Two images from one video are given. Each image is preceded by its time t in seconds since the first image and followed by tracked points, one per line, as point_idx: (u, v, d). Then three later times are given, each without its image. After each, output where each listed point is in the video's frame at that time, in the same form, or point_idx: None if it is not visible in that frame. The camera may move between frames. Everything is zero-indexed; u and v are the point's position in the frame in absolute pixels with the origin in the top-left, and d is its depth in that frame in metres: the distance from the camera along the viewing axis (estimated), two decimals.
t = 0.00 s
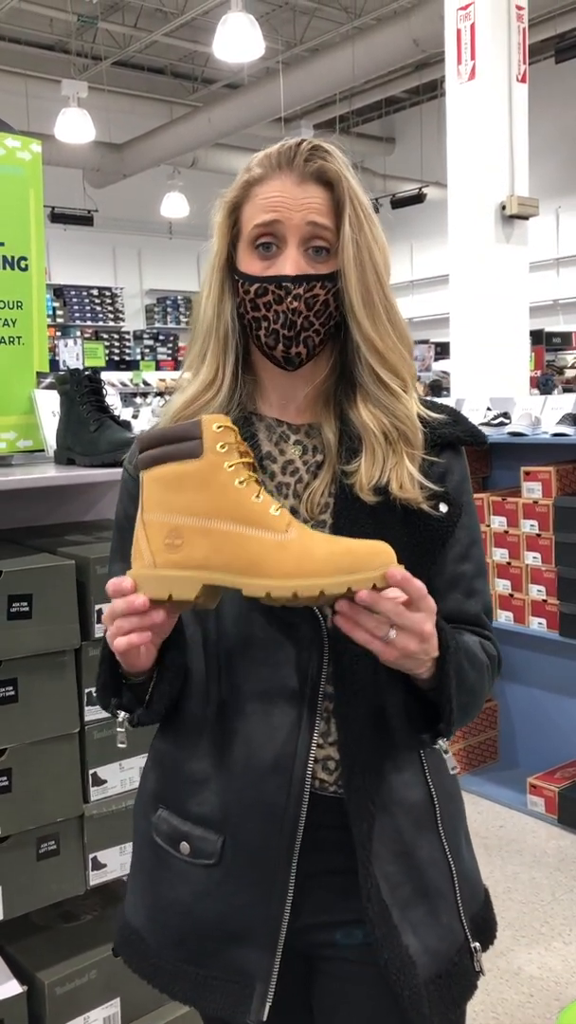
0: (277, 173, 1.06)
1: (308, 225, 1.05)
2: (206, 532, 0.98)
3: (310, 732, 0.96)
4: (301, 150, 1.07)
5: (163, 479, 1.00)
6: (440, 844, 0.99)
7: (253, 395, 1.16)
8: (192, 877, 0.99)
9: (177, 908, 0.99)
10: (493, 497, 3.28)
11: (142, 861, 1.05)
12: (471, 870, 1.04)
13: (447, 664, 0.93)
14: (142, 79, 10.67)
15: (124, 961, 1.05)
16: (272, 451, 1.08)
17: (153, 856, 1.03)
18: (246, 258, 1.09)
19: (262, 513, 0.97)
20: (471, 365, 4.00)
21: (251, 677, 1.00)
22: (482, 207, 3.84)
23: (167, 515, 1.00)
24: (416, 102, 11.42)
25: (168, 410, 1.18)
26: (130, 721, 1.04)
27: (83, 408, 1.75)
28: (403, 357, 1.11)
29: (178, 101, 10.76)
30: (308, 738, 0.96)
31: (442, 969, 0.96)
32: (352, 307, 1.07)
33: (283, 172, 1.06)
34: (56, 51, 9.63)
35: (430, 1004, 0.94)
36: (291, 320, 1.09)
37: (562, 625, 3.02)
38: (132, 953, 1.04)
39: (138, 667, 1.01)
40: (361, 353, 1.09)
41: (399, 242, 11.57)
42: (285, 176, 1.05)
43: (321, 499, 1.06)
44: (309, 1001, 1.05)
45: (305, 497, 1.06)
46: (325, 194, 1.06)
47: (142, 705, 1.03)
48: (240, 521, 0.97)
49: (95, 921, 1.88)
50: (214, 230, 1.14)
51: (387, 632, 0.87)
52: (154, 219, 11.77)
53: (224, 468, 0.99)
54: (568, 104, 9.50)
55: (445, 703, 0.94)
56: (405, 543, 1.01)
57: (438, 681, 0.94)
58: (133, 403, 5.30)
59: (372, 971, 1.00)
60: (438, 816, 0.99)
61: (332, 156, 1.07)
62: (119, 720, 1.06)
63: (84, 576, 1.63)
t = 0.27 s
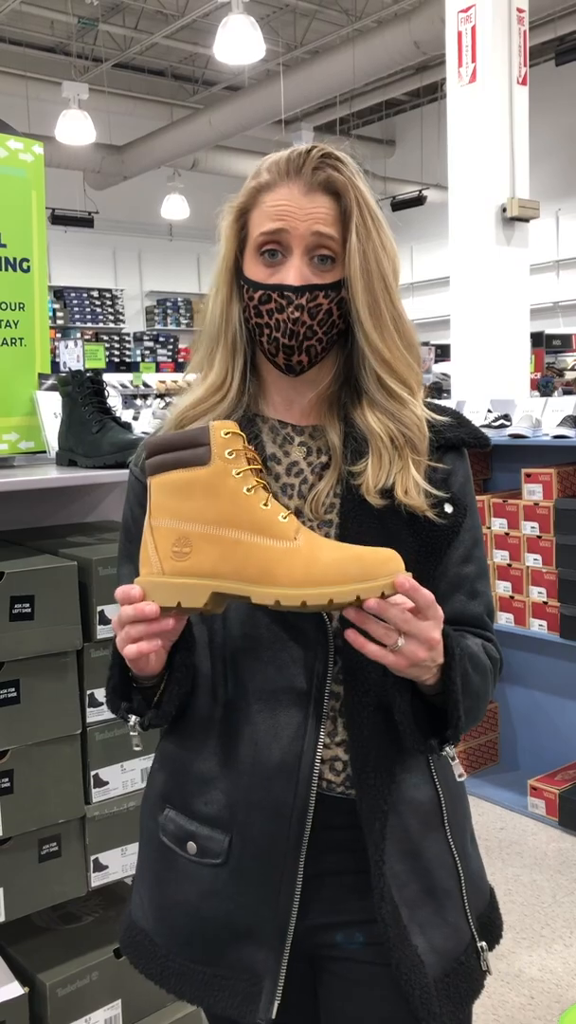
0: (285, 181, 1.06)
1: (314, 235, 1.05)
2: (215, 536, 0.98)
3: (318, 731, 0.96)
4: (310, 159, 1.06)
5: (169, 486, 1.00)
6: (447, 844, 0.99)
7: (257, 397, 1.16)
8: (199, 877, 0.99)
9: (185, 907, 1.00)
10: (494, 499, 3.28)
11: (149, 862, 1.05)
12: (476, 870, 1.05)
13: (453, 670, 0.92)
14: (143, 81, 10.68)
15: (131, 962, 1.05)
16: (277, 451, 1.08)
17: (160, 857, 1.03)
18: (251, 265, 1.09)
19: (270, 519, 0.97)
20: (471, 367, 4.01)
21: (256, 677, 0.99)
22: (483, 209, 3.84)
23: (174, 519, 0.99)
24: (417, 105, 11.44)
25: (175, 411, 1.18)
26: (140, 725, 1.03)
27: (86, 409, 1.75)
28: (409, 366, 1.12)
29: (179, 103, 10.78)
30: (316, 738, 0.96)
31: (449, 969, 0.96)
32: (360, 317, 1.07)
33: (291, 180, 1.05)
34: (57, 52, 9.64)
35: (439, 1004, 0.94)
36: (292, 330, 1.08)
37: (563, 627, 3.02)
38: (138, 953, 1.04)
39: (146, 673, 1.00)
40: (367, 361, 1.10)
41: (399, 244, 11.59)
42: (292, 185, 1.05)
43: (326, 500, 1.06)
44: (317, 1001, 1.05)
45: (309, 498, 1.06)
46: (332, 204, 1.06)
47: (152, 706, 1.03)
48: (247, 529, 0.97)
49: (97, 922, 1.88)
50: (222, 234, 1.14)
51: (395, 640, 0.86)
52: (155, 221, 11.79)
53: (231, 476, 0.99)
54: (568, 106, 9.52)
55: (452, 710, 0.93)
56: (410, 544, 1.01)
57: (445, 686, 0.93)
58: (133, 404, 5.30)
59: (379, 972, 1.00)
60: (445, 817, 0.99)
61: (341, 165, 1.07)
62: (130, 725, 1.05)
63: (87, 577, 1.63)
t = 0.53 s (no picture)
0: (290, 188, 1.06)
1: (322, 241, 1.05)
2: (219, 533, 0.98)
3: (322, 732, 0.96)
4: (314, 165, 1.06)
5: (175, 483, 1.01)
6: (451, 845, 0.99)
7: (264, 401, 1.16)
8: (202, 877, 0.99)
9: (189, 907, 1.00)
10: (494, 501, 3.28)
11: (153, 862, 1.05)
12: (480, 871, 1.04)
13: (455, 672, 0.92)
14: (143, 82, 10.69)
15: (134, 961, 1.05)
16: (282, 452, 1.09)
17: (164, 856, 1.03)
18: (258, 272, 1.09)
19: (273, 517, 0.97)
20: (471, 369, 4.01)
21: (262, 676, 1.00)
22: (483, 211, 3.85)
23: (179, 518, 1.00)
24: (416, 106, 11.45)
25: (180, 415, 1.18)
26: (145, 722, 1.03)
27: (87, 410, 1.75)
28: (416, 368, 1.12)
29: (179, 104, 10.78)
30: (320, 738, 0.96)
31: (453, 969, 0.96)
32: (367, 322, 1.08)
33: (296, 187, 1.05)
34: (57, 54, 9.65)
35: (442, 1004, 0.94)
36: (302, 337, 1.08)
37: (563, 628, 3.03)
38: (142, 952, 1.04)
39: (151, 671, 1.00)
40: (374, 364, 1.10)
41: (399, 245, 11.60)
42: (298, 191, 1.05)
43: (332, 500, 1.05)
44: (320, 1001, 1.05)
45: (315, 499, 1.05)
46: (338, 210, 1.06)
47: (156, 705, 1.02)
48: (251, 527, 0.97)
49: (98, 922, 1.88)
50: (227, 240, 1.14)
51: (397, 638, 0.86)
52: (154, 222, 11.79)
53: (235, 473, 0.99)
54: (568, 108, 9.52)
55: (454, 711, 0.93)
56: (415, 545, 1.02)
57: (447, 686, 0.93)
58: (132, 405, 5.30)
59: (382, 972, 1.00)
60: (448, 817, 0.99)
61: (345, 171, 1.07)
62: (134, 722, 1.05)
63: (88, 577, 1.62)
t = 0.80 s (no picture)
0: (293, 187, 1.06)
1: (326, 240, 1.06)
2: (217, 549, 0.98)
3: (326, 735, 0.96)
4: (316, 164, 1.07)
5: (176, 493, 1.00)
6: (454, 846, 0.99)
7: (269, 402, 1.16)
8: (205, 876, 1.00)
9: (191, 906, 1.00)
10: (494, 502, 3.29)
11: (157, 860, 1.05)
12: (483, 872, 1.05)
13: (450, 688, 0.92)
14: (142, 83, 10.70)
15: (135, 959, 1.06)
16: (288, 454, 1.09)
17: (167, 856, 1.04)
18: (264, 272, 1.10)
19: (268, 535, 0.97)
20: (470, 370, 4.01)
21: (267, 676, 1.00)
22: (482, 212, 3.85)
23: (181, 528, 1.00)
24: (415, 107, 11.46)
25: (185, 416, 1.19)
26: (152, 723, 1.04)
27: (87, 411, 1.75)
28: (418, 366, 1.12)
29: (178, 105, 10.79)
30: (324, 741, 0.96)
31: (456, 970, 0.96)
32: (370, 320, 1.08)
33: (299, 186, 1.06)
34: (56, 54, 9.65)
35: (444, 1004, 0.95)
36: (309, 336, 1.09)
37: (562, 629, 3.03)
38: (143, 951, 1.04)
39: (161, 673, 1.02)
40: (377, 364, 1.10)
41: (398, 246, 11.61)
42: (301, 190, 1.06)
43: (337, 501, 1.06)
44: (323, 999, 1.06)
45: (320, 500, 1.06)
46: (341, 208, 1.06)
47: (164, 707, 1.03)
48: (247, 544, 0.97)
49: (97, 923, 1.88)
50: (230, 241, 1.14)
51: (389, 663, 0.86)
52: (154, 223, 11.80)
53: (232, 489, 0.99)
54: (568, 109, 9.53)
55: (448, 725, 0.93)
56: (420, 547, 1.01)
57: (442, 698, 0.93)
58: (131, 405, 5.30)
59: (384, 972, 1.00)
60: (451, 818, 1.00)
61: (347, 169, 1.08)
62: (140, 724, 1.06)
63: (88, 578, 1.63)
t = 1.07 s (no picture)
0: (297, 178, 1.07)
1: (331, 228, 1.06)
2: (190, 543, 0.95)
3: (328, 740, 0.97)
4: (321, 155, 1.08)
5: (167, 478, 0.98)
6: (456, 846, 1.00)
7: (272, 400, 1.17)
8: (205, 876, 1.00)
9: (191, 906, 1.00)
10: (493, 503, 3.29)
11: (158, 859, 1.06)
12: (487, 871, 1.05)
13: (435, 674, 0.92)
14: (142, 85, 10.71)
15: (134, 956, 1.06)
16: (292, 453, 1.09)
17: (169, 855, 1.04)
18: (268, 263, 1.10)
19: (232, 540, 0.93)
20: (470, 371, 4.01)
21: (269, 678, 1.01)
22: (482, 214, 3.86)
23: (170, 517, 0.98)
24: (415, 109, 11.47)
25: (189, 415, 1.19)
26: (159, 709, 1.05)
27: (87, 412, 1.76)
28: (423, 360, 1.12)
29: (178, 106, 10.79)
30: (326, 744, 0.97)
31: (458, 969, 0.97)
32: (375, 312, 1.08)
33: (304, 177, 1.07)
34: (56, 56, 9.65)
35: (446, 1004, 0.95)
36: (315, 324, 1.09)
37: (562, 630, 3.03)
38: (142, 949, 1.04)
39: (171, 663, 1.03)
40: (382, 359, 1.11)
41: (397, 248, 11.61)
42: (306, 181, 1.06)
43: (341, 501, 1.06)
44: (325, 998, 1.06)
45: (324, 500, 1.06)
46: (346, 198, 1.07)
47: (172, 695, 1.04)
48: (212, 545, 0.93)
49: (97, 923, 1.88)
50: (233, 236, 1.15)
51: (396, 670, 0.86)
52: (153, 224, 11.80)
53: (207, 488, 0.94)
54: (567, 112, 9.53)
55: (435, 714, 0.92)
56: (424, 550, 1.01)
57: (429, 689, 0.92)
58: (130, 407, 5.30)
59: (385, 973, 1.01)
60: (453, 818, 1.00)
61: (351, 160, 1.09)
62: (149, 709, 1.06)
63: (89, 578, 1.63)
